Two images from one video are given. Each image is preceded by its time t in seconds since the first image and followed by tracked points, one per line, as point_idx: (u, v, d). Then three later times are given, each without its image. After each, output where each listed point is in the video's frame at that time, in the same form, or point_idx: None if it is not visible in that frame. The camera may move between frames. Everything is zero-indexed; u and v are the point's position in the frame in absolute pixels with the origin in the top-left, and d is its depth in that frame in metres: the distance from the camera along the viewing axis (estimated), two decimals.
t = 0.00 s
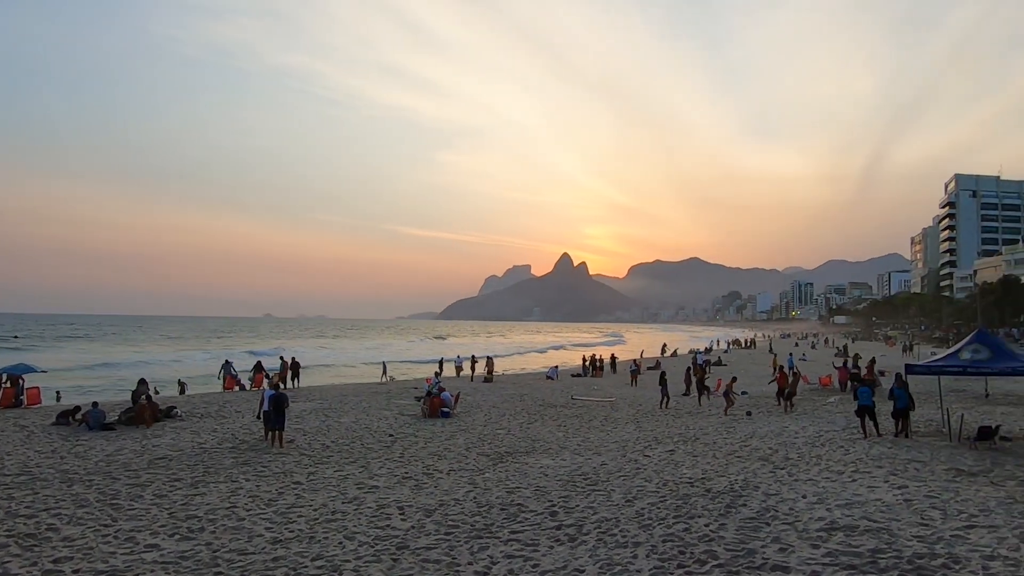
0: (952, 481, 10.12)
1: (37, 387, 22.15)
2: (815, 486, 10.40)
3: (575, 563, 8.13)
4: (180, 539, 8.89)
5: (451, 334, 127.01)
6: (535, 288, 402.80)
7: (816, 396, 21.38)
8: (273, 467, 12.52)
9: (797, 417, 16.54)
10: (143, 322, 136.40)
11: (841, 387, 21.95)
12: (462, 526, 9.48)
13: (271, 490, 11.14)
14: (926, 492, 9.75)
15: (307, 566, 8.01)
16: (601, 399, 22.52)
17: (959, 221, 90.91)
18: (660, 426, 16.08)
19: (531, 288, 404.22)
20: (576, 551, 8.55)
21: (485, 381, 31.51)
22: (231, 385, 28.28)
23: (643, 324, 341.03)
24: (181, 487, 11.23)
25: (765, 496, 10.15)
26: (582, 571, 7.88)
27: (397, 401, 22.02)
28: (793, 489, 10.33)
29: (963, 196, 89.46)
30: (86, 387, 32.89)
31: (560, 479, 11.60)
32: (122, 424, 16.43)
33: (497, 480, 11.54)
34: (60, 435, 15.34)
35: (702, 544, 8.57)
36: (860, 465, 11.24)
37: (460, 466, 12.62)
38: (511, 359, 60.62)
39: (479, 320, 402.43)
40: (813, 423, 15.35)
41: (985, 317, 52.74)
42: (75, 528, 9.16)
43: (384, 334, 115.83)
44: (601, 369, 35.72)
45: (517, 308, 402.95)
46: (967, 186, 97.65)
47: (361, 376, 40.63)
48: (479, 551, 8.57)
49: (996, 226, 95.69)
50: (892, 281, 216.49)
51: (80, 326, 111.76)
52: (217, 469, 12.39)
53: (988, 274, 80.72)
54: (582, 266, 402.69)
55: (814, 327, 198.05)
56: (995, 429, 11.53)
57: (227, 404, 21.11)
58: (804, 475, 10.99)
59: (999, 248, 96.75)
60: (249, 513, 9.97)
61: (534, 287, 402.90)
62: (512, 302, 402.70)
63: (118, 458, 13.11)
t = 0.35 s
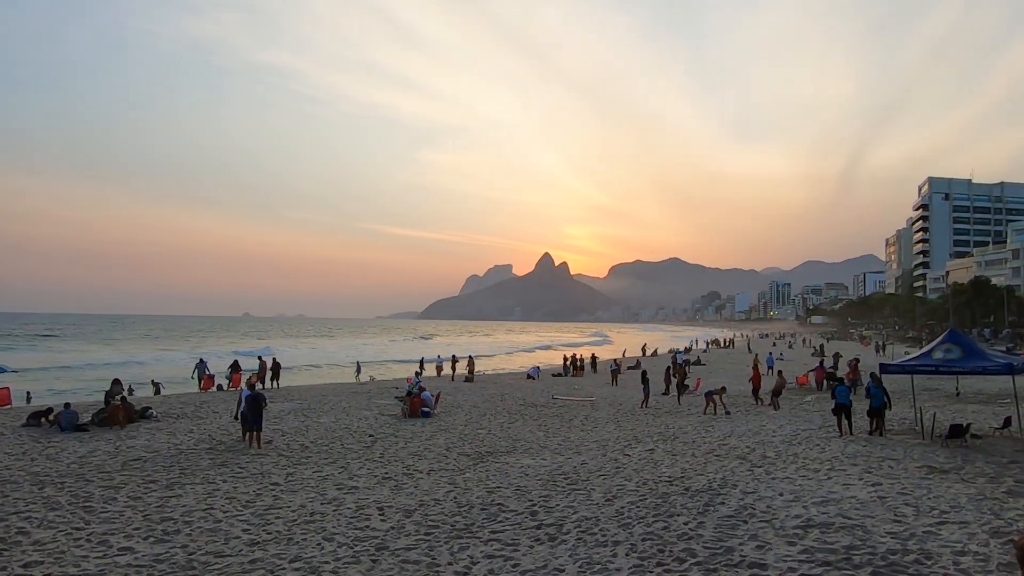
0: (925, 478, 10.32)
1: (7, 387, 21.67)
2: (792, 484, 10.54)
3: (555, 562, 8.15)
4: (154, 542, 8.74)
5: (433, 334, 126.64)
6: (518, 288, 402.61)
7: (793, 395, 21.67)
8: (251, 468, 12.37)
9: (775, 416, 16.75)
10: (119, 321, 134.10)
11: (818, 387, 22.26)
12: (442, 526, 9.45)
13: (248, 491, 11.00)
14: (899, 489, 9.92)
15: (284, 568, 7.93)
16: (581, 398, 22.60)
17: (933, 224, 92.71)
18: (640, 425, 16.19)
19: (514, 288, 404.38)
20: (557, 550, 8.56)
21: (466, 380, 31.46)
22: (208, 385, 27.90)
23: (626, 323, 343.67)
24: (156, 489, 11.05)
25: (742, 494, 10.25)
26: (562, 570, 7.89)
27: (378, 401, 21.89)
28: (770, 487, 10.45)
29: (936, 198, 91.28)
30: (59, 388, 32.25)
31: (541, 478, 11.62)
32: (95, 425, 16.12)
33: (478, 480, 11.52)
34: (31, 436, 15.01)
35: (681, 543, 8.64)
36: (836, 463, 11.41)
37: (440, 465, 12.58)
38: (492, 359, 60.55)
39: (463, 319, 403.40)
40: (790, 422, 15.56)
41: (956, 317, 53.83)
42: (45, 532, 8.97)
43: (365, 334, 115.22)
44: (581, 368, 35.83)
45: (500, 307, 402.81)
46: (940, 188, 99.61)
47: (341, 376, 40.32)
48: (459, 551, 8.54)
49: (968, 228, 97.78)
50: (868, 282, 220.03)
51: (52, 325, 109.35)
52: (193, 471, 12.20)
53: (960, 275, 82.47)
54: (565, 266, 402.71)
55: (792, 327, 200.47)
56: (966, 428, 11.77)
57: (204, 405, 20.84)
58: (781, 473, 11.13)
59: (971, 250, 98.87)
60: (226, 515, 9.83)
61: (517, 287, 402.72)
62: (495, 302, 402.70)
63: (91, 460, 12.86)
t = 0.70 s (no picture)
0: (901, 477, 10.48)
1: None
2: (772, 484, 10.65)
3: (537, 563, 8.15)
4: (131, 547, 8.61)
5: (416, 335, 126.26)
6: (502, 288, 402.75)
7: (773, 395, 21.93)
8: (230, 471, 12.23)
9: (756, 416, 16.93)
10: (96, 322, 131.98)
11: (797, 387, 22.52)
12: (424, 528, 9.41)
13: (228, 494, 10.89)
14: (876, 487, 10.07)
15: (264, 572, 7.84)
16: (564, 399, 22.64)
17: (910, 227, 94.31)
18: (622, 426, 16.26)
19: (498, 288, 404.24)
20: (539, 551, 8.57)
21: (449, 381, 31.41)
22: (187, 387, 27.53)
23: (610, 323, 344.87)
24: (133, 493, 10.88)
25: (723, 493, 10.34)
26: (544, 571, 7.90)
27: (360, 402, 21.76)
28: (751, 487, 10.56)
29: (913, 201, 92.88)
30: (33, 391, 31.58)
31: (523, 479, 11.63)
32: (70, 428, 15.82)
33: (460, 482, 11.50)
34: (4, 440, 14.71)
35: (662, 542, 8.69)
36: (814, 463, 11.55)
37: (423, 467, 12.53)
38: (476, 360, 60.42)
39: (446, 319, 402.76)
40: (770, 422, 15.72)
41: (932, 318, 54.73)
42: (18, 537, 8.79)
43: (348, 335, 114.50)
44: (564, 369, 35.91)
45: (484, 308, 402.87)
46: (917, 192, 101.44)
47: (323, 378, 40.01)
48: (441, 553, 8.51)
49: (943, 231, 99.66)
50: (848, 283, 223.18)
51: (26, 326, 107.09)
52: (171, 474, 12.05)
53: (936, 277, 84.00)
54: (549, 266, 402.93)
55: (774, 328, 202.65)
56: (942, 427, 11.97)
57: (184, 407, 20.59)
58: (761, 473, 11.24)
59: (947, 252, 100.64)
60: (205, 519, 9.72)
61: (501, 287, 402.88)
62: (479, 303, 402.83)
63: (66, 463, 12.63)
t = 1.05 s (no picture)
0: (882, 475, 10.61)
1: None
2: (756, 483, 10.73)
3: (523, 564, 8.16)
4: (112, 551, 8.50)
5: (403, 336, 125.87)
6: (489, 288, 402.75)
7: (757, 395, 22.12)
8: (213, 474, 12.09)
9: (740, 416, 17.06)
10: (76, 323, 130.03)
11: (780, 387, 22.70)
12: (410, 530, 9.37)
13: (211, 497, 10.77)
14: (858, 486, 10.19)
15: None
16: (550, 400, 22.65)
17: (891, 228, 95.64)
18: (607, 426, 16.32)
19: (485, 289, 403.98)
20: (525, 552, 8.57)
21: (435, 382, 31.33)
22: (169, 389, 27.19)
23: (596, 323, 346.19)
24: (114, 497, 10.73)
25: (708, 493, 10.40)
26: (531, 572, 7.92)
27: (344, 404, 21.62)
28: (735, 486, 10.63)
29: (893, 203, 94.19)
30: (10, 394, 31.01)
31: (509, 480, 11.62)
32: (48, 432, 15.58)
33: (446, 483, 11.47)
34: None
35: (648, 542, 8.72)
36: (797, 462, 11.66)
37: (409, 468, 12.49)
38: (463, 361, 60.22)
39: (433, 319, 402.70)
40: (754, 422, 15.84)
41: (913, 318, 55.38)
42: None
43: (333, 336, 113.80)
44: (550, 370, 35.93)
45: (471, 308, 402.78)
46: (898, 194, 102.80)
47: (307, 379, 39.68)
48: (427, 554, 8.49)
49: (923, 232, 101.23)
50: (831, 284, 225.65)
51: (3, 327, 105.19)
52: (153, 477, 11.90)
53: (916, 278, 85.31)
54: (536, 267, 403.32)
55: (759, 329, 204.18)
56: (921, 425, 12.15)
57: (166, 409, 20.36)
58: (745, 472, 11.33)
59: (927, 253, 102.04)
60: (188, 522, 9.60)
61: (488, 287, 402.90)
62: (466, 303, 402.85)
63: (45, 467, 12.42)
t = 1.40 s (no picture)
0: (871, 474, 10.68)
1: None
2: (746, 482, 10.78)
3: (515, 564, 8.16)
4: (100, 555, 8.42)
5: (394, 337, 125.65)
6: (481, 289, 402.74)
7: (747, 395, 22.24)
8: (202, 476, 12.01)
9: (730, 416, 17.12)
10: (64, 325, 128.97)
11: (770, 387, 22.80)
12: (401, 531, 9.35)
13: (200, 500, 10.70)
14: (847, 485, 10.26)
15: None
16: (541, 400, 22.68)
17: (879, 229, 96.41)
18: (599, 427, 16.35)
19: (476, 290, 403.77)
20: (517, 553, 8.57)
21: (426, 384, 31.26)
22: (157, 391, 27.00)
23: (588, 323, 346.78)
24: (102, 500, 10.64)
25: (698, 493, 10.43)
26: (522, 572, 7.93)
27: (335, 405, 21.53)
28: (726, 486, 10.67)
29: (882, 205, 94.93)
30: None
31: (501, 481, 11.61)
32: (35, 434, 15.43)
33: (437, 484, 11.45)
34: None
35: (639, 542, 8.74)
36: (787, 461, 11.72)
37: (400, 470, 12.46)
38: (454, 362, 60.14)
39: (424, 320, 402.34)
40: (745, 421, 15.91)
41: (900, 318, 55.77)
42: None
43: (324, 338, 113.37)
44: (542, 370, 35.93)
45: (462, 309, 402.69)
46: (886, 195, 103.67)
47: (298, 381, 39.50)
48: (418, 556, 8.47)
49: (911, 233, 102.13)
50: (821, 285, 227.10)
51: None
52: (141, 479, 11.80)
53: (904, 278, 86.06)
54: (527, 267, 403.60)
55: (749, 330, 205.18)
56: (909, 424, 12.24)
57: (154, 411, 20.24)
58: (736, 472, 11.38)
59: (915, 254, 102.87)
60: (177, 525, 9.53)
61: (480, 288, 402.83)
62: (457, 304, 402.75)
63: (31, 470, 12.30)
